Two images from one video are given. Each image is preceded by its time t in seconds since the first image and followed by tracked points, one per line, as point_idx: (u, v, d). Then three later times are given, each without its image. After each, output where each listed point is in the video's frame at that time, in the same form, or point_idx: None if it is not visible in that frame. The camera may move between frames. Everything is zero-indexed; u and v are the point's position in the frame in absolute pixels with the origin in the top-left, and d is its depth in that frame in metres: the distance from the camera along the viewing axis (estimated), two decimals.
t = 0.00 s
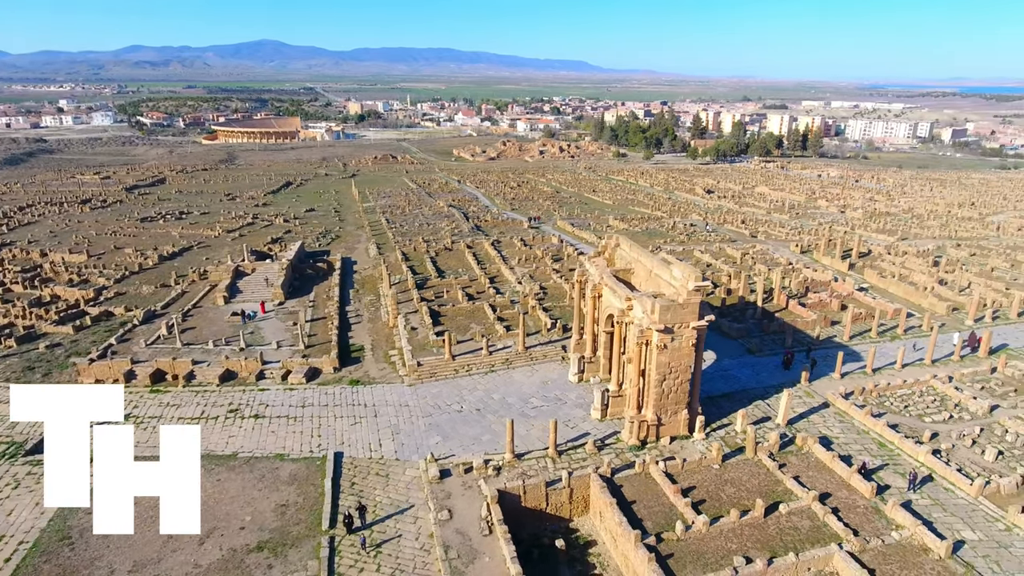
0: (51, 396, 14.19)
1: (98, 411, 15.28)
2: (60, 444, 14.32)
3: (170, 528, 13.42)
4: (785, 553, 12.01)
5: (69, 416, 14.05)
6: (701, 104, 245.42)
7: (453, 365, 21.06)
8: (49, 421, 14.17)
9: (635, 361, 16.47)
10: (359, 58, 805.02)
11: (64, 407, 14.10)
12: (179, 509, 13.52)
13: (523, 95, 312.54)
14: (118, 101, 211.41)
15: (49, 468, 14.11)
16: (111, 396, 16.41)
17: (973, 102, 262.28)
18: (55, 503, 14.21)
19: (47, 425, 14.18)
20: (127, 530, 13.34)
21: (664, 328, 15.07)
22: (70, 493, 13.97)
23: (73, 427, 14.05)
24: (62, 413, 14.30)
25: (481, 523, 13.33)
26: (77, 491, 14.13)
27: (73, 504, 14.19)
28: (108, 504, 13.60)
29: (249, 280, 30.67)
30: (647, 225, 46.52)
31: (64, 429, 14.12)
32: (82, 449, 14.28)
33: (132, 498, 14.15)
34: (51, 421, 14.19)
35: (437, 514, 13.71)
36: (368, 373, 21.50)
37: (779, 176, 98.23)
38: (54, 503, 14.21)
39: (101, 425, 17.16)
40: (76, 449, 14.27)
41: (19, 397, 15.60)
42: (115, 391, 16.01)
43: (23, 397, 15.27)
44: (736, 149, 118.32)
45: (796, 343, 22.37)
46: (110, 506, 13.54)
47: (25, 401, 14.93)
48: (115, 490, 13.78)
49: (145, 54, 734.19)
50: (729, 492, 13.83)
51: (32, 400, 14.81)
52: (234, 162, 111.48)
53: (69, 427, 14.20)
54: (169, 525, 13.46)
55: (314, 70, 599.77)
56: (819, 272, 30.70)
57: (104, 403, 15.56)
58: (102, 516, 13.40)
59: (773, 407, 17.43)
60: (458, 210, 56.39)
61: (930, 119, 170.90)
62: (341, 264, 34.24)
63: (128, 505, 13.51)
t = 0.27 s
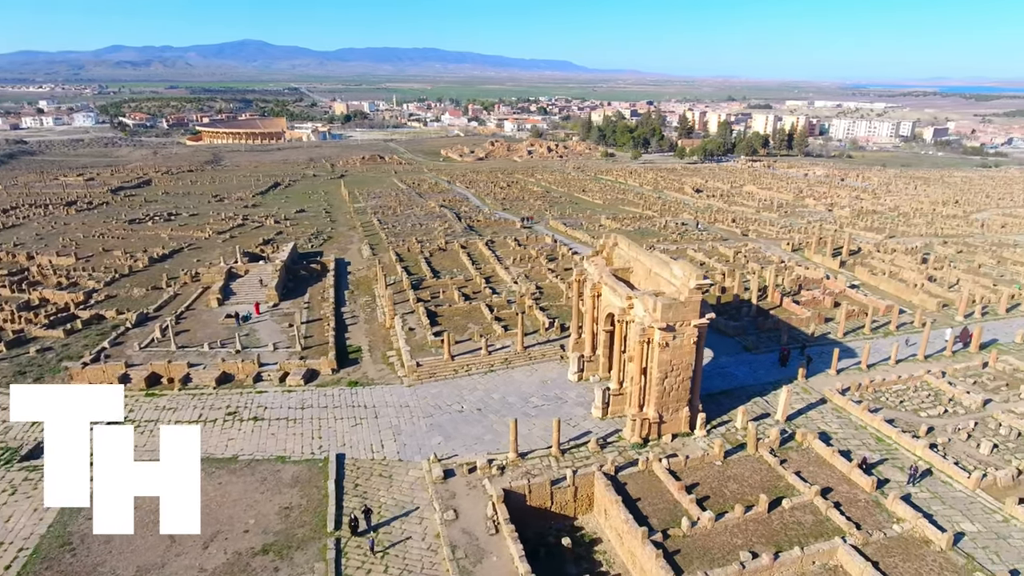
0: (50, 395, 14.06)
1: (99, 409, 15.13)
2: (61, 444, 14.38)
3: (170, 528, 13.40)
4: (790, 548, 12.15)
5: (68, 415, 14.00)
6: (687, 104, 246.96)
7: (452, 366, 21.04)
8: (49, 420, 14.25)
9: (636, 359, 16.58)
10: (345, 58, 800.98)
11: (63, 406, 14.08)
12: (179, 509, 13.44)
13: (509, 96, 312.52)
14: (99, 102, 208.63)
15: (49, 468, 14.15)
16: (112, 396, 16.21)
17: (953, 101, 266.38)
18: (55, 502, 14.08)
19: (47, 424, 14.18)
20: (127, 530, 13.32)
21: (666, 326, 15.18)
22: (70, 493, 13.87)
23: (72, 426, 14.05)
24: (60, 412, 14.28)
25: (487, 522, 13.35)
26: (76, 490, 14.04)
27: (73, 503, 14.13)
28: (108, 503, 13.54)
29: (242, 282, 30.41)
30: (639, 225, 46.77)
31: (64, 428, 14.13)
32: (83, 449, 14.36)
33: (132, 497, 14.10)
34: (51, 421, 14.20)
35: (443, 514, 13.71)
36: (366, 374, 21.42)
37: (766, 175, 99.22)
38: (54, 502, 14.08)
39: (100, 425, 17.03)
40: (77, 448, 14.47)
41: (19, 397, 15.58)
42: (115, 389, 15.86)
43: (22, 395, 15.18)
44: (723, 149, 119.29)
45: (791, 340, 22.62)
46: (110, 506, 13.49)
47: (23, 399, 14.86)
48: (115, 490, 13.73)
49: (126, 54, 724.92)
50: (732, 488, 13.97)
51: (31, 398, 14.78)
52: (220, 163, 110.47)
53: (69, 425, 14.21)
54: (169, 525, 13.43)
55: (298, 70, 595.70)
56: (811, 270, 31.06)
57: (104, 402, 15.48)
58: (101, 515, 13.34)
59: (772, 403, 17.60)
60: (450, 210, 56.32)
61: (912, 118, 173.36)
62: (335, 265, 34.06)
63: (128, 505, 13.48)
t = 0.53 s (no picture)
0: (51, 395, 14.14)
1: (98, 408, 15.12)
2: (60, 444, 14.27)
3: (170, 528, 13.40)
4: (794, 542, 12.31)
5: (68, 416, 13.98)
6: (671, 104, 248.54)
7: (451, 366, 21.01)
8: (48, 421, 14.18)
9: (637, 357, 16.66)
10: (329, 59, 795.96)
11: (63, 406, 14.03)
12: (179, 509, 13.49)
13: (494, 96, 312.39)
14: (78, 103, 205.55)
15: (49, 468, 14.16)
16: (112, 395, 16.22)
17: (931, 101, 269.41)
18: (54, 502, 14.18)
19: (46, 425, 14.15)
20: (127, 530, 13.33)
21: (667, 325, 15.30)
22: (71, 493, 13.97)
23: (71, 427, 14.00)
24: (60, 413, 14.21)
25: (492, 522, 13.37)
26: (78, 490, 14.15)
27: (73, 504, 14.16)
28: (108, 503, 13.45)
29: (235, 284, 30.13)
30: (630, 224, 47.02)
31: (65, 429, 14.13)
32: (82, 450, 14.21)
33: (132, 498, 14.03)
34: (51, 421, 14.19)
35: (448, 514, 13.72)
36: (364, 375, 21.33)
37: (752, 174, 100.19)
38: (55, 503, 14.18)
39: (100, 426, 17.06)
40: (75, 449, 14.24)
41: (20, 396, 15.71)
42: (116, 388, 15.80)
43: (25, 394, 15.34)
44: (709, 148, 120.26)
45: (785, 337, 22.87)
46: (110, 506, 13.41)
47: (26, 400, 15.03)
48: (115, 490, 13.59)
49: (106, 54, 714.41)
50: (734, 484, 14.11)
51: (33, 398, 14.87)
52: (204, 164, 109.33)
53: (69, 427, 14.17)
54: (170, 525, 13.44)
55: (281, 70, 590.83)
56: (802, 268, 31.43)
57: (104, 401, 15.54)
58: (101, 515, 13.32)
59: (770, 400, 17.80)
60: (441, 211, 56.25)
61: (892, 117, 176.01)
62: (328, 266, 33.86)
63: (129, 505, 13.40)
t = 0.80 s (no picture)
0: (51, 394, 14.02)
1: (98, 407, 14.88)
2: (59, 444, 14.06)
3: (170, 528, 13.36)
4: (798, 536, 12.46)
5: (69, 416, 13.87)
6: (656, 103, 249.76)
7: (449, 366, 21.00)
8: (49, 421, 13.95)
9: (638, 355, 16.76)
10: (313, 58, 790.49)
11: (64, 406, 13.93)
12: (179, 509, 13.38)
13: (479, 96, 311.98)
14: (57, 104, 202.21)
15: (48, 469, 13.90)
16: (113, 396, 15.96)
17: (910, 100, 272.54)
18: (55, 503, 14.08)
19: (46, 425, 13.97)
20: (127, 530, 13.28)
21: (668, 323, 15.44)
22: (71, 494, 13.84)
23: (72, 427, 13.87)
24: (62, 413, 14.03)
25: (498, 521, 13.39)
26: (78, 490, 14.04)
27: (72, 504, 14.08)
28: (108, 503, 13.42)
29: (227, 286, 29.85)
30: (621, 223, 47.25)
31: (65, 430, 13.95)
32: (82, 451, 13.98)
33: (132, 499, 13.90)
34: (51, 422, 13.96)
35: (453, 514, 13.72)
36: (362, 377, 21.25)
37: (738, 173, 101.08)
38: (54, 504, 14.09)
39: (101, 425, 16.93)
40: (76, 449, 13.99)
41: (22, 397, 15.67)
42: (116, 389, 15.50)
43: (29, 394, 15.39)
44: (695, 147, 121.08)
45: (780, 334, 23.13)
46: (110, 506, 13.36)
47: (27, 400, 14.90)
48: (115, 490, 13.52)
49: (85, 54, 703.45)
50: (736, 479, 14.25)
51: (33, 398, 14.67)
52: (188, 165, 108.06)
53: (69, 427, 14.00)
54: (170, 525, 13.39)
55: (264, 70, 585.67)
56: (793, 265, 31.80)
57: (104, 401, 15.25)
58: (101, 516, 13.26)
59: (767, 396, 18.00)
60: (431, 211, 56.13)
61: (874, 116, 178.47)
62: (321, 267, 33.67)
63: (129, 505, 13.37)
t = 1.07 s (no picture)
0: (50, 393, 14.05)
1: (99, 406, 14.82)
2: (60, 443, 14.09)
3: (170, 528, 13.36)
4: (800, 530, 12.63)
5: (69, 415, 13.90)
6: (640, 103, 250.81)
7: (447, 366, 20.99)
8: (48, 420, 13.99)
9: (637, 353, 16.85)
10: (296, 58, 783.97)
11: (64, 405, 13.95)
12: (179, 509, 13.35)
13: (463, 96, 311.24)
14: (33, 104, 198.22)
15: (49, 467, 13.94)
16: (111, 394, 16.14)
17: (891, 100, 274.69)
18: (56, 503, 14.11)
19: (45, 423, 14.01)
20: (127, 530, 13.33)
21: (668, 320, 15.59)
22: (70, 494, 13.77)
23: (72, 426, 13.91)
24: (61, 411, 14.12)
25: (502, 521, 13.41)
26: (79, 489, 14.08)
27: (73, 503, 14.13)
28: (109, 503, 13.40)
29: (218, 288, 29.55)
30: (611, 222, 47.51)
31: (65, 429, 13.94)
32: (82, 448, 14.02)
33: (133, 501, 13.92)
34: (51, 421, 13.97)
35: (457, 514, 13.71)
36: (359, 378, 21.15)
37: (724, 172, 101.95)
38: (55, 503, 14.08)
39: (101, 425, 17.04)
40: (75, 448, 14.01)
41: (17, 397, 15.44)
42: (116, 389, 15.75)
43: (24, 395, 15.12)
44: (680, 147, 121.85)
45: (774, 331, 23.40)
46: (110, 506, 13.38)
47: (25, 398, 14.87)
48: (115, 490, 13.43)
49: (62, 53, 691.25)
50: (737, 475, 14.41)
51: (33, 398, 14.62)
52: (170, 166, 106.59)
53: (70, 426, 13.99)
54: (170, 525, 13.39)
55: (246, 70, 579.24)
56: (784, 263, 32.20)
57: (104, 400, 15.26)
58: (101, 516, 13.30)
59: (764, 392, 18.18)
60: (421, 211, 56.02)
61: (855, 116, 180.83)
62: (312, 268, 33.46)
63: (129, 506, 13.36)
